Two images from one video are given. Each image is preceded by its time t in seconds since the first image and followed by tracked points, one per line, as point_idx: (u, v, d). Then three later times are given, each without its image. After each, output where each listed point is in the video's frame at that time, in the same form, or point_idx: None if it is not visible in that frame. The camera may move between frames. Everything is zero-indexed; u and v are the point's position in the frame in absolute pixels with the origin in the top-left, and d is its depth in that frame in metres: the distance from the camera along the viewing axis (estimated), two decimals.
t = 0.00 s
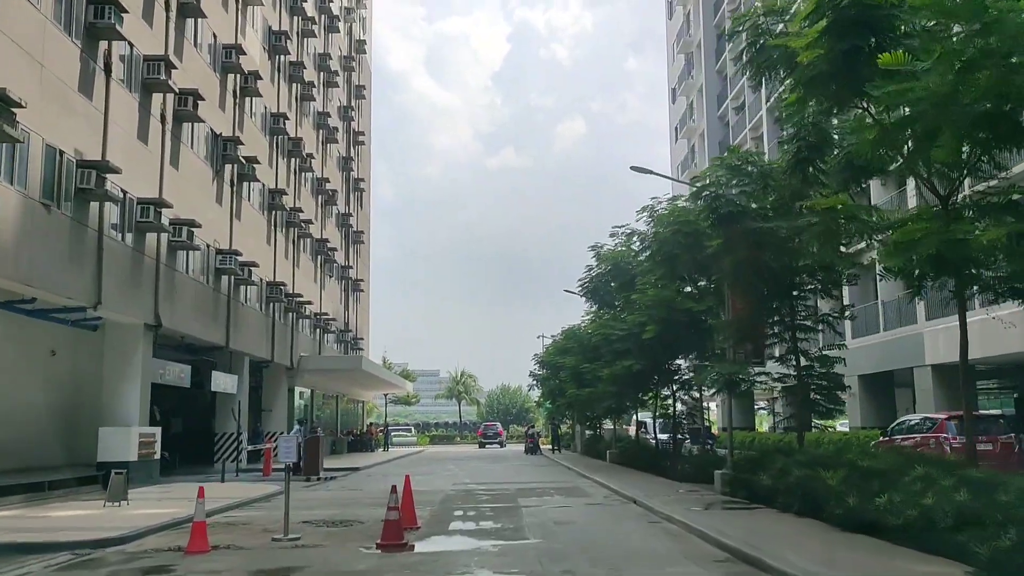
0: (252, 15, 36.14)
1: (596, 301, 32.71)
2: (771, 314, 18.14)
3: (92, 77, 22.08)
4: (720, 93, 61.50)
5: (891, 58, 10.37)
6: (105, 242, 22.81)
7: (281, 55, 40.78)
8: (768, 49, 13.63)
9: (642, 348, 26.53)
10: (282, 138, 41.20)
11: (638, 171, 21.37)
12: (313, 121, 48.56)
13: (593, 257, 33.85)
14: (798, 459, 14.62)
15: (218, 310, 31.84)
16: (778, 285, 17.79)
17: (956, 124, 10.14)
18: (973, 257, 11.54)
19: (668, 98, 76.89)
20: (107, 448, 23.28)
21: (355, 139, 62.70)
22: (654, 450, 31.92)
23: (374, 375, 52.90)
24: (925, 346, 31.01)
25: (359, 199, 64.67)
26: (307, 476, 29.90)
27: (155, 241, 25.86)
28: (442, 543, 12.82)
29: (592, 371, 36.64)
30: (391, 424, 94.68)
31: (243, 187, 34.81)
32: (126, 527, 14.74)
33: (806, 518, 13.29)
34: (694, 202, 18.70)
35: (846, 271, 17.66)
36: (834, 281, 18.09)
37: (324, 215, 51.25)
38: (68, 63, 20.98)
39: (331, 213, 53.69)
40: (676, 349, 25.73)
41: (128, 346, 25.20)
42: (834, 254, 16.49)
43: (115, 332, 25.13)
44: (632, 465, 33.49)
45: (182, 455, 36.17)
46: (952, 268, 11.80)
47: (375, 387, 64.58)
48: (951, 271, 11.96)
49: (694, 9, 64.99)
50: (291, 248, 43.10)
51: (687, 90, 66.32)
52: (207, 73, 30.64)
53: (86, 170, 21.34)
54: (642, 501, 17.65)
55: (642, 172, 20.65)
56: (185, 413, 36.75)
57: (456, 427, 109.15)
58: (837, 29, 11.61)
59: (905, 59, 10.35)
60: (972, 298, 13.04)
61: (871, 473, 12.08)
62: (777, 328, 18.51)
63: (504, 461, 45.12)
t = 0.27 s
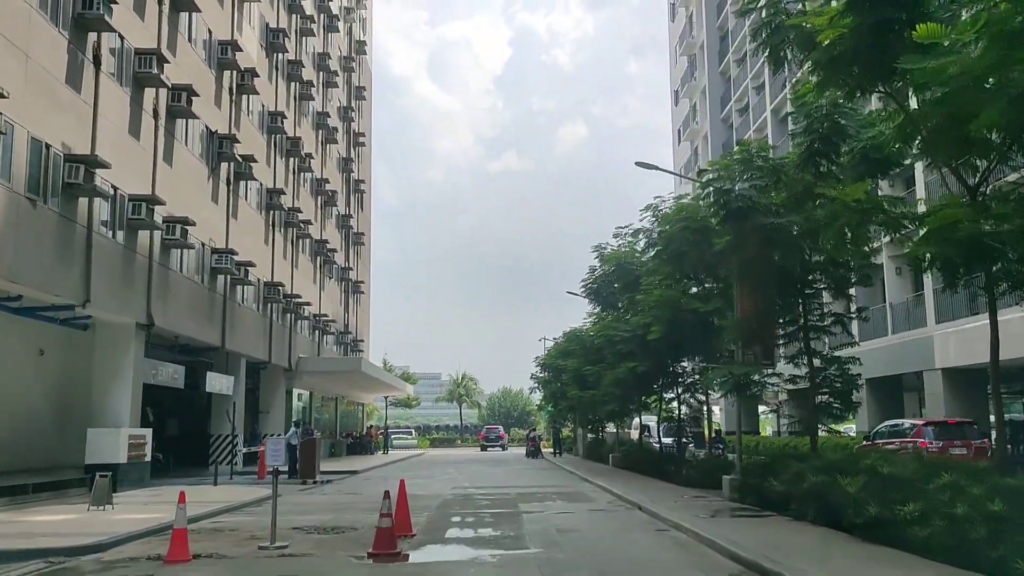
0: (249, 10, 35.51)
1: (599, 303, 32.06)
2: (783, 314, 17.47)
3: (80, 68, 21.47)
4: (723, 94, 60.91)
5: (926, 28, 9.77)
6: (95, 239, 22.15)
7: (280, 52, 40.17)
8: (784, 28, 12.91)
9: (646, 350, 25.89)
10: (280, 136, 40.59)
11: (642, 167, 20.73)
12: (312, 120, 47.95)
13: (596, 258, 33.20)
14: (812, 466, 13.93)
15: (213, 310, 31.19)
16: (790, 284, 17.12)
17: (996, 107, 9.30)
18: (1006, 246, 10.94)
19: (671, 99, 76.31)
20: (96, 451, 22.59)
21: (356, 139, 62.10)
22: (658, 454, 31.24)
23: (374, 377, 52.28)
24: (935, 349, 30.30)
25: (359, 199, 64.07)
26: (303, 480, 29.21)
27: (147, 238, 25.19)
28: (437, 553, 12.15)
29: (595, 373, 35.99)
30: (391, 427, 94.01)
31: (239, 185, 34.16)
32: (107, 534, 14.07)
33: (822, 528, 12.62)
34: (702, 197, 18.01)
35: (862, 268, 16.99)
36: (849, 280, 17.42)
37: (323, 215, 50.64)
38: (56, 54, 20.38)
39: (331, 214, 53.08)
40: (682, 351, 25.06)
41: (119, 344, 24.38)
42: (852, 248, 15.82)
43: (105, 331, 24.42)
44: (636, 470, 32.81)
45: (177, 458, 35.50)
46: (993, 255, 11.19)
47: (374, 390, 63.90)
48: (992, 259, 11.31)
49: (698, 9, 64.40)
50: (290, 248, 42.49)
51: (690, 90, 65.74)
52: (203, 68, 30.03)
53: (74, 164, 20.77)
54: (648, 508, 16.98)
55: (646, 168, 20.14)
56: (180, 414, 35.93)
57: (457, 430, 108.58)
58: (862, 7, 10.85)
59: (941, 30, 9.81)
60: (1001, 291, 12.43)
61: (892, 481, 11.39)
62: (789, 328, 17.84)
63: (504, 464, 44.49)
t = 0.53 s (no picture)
0: None
1: (603, 300, 31.33)
2: (797, 311, 16.71)
3: (69, 53, 20.74)
4: (730, 92, 60.14)
5: None
6: (83, 231, 21.43)
7: (279, 44, 39.47)
8: None
9: (651, 349, 25.15)
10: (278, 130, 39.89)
11: (649, 158, 20.05)
12: (312, 115, 47.23)
13: (600, 254, 32.46)
14: (829, 469, 13.20)
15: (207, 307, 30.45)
16: (805, 279, 16.35)
17: None
18: None
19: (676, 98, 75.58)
20: (82, 450, 21.87)
21: (357, 136, 61.36)
22: (661, 457, 30.48)
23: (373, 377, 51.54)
24: (945, 350, 29.56)
25: (360, 196, 63.35)
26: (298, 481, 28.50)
27: (138, 231, 24.47)
28: (431, 561, 11.40)
29: (598, 373, 35.25)
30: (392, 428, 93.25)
31: (236, 178, 33.44)
32: (84, 537, 13.33)
33: (841, 536, 11.88)
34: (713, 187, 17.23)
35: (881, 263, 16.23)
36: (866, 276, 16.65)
37: (323, 211, 49.92)
38: (43, 38, 19.64)
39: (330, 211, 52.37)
40: (688, 350, 24.32)
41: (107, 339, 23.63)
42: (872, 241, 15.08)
43: (94, 326, 23.68)
44: (639, 472, 32.04)
45: (170, 457, 34.77)
46: None
47: (374, 390, 63.15)
48: None
49: (704, 5, 63.65)
50: (288, 244, 41.78)
51: (696, 88, 64.96)
52: (199, 58, 29.33)
53: (61, 152, 20.00)
54: (653, 514, 16.23)
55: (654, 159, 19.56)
56: (174, 414, 35.26)
57: (458, 431, 107.81)
58: None
59: None
60: None
61: (918, 487, 10.66)
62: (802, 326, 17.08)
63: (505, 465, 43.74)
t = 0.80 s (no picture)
0: None
1: (605, 298, 30.65)
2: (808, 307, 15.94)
3: (52, 41, 20.06)
4: (732, 89, 59.50)
5: None
6: (68, 223, 20.75)
7: (275, 38, 38.81)
8: None
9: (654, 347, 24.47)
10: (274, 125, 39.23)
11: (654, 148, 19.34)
12: (309, 111, 46.55)
13: (602, 252, 31.77)
14: (846, 473, 12.52)
15: (200, 305, 29.76)
16: (819, 274, 15.60)
17: None
18: None
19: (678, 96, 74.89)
20: (67, 449, 21.17)
21: (355, 133, 60.69)
22: (665, 459, 29.77)
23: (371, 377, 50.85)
24: (954, 350, 28.81)
25: (359, 195, 62.67)
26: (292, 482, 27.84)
27: (126, 225, 23.78)
28: (425, 571, 10.70)
29: (600, 373, 34.57)
30: (391, 429, 92.52)
31: (230, 173, 32.77)
32: (59, 543, 12.63)
33: (861, 544, 11.20)
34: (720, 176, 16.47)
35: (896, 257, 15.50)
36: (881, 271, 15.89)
37: (320, 209, 49.24)
38: (24, 23, 18.96)
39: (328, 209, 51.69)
40: (692, 349, 23.64)
41: (93, 337, 22.98)
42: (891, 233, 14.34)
43: (80, 324, 23.00)
44: (642, 474, 31.35)
45: (163, 458, 34.07)
46: None
47: (373, 390, 62.47)
48: None
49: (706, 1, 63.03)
50: (284, 242, 41.10)
51: (697, 85, 64.30)
52: (192, 49, 28.70)
53: (43, 143, 19.29)
54: (658, 519, 15.54)
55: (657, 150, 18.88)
56: (168, 414, 34.58)
57: (458, 432, 107.07)
58: None
59: None
60: None
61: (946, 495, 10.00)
62: (813, 323, 16.37)
63: (505, 467, 43.03)
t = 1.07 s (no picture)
0: None
1: (611, 295, 29.95)
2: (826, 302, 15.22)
3: (38, 26, 19.37)
4: (737, 86, 58.76)
5: None
6: (55, 216, 20.06)
7: (273, 31, 38.11)
8: None
9: (661, 345, 23.76)
10: (272, 119, 38.55)
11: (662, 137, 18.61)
12: (309, 106, 45.83)
13: (606, 248, 31.05)
14: (868, 477, 11.80)
15: (195, 301, 29.06)
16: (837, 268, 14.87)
17: None
18: None
19: (682, 94, 74.09)
20: (53, 449, 20.48)
21: (355, 129, 59.98)
22: (670, 460, 29.04)
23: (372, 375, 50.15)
24: (966, 350, 28.08)
25: (360, 192, 61.97)
26: (288, 483, 27.17)
27: (117, 218, 23.10)
28: None
29: (604, 372, 33.84)
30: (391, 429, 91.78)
31: (227, 167, 32.07)
32: (33, 549, 11.90)
33: (887, 554, 10.48)
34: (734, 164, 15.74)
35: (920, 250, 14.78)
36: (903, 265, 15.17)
37: (320, 205, 48.55)
38: (8, 7, 18.26)
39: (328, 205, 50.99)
40: (700, 347, 22.92)
41: (82, 330, 22.31)
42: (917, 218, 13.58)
43: (69, 319, 22.32)
44: (646, 476, 30.62)
45: (157, 457, 33.38)
46: None
47: (373, 389, 61.77)
48: None
49: None
50: (283, 238, 40.41)
51: (702, 82, 63.58)
52: (186, 39, 27.96)
53: (28, 132, 18.60)
54: (667, 524, 14.84)
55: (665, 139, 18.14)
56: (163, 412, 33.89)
57: (460, 431, 106.33)
58: None
59: None
60: None
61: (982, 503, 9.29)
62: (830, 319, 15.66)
63: (506, 467, 42.30)
